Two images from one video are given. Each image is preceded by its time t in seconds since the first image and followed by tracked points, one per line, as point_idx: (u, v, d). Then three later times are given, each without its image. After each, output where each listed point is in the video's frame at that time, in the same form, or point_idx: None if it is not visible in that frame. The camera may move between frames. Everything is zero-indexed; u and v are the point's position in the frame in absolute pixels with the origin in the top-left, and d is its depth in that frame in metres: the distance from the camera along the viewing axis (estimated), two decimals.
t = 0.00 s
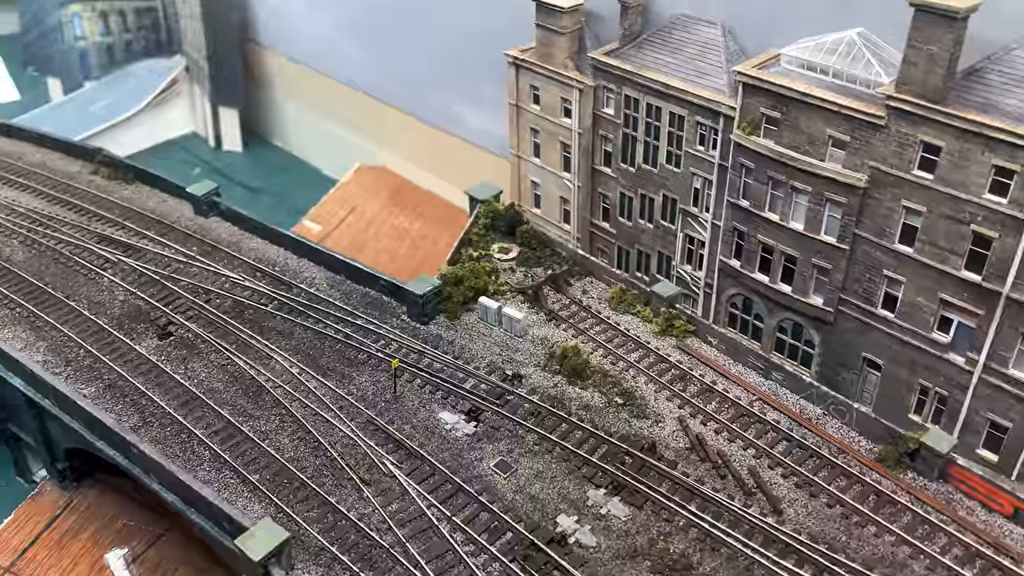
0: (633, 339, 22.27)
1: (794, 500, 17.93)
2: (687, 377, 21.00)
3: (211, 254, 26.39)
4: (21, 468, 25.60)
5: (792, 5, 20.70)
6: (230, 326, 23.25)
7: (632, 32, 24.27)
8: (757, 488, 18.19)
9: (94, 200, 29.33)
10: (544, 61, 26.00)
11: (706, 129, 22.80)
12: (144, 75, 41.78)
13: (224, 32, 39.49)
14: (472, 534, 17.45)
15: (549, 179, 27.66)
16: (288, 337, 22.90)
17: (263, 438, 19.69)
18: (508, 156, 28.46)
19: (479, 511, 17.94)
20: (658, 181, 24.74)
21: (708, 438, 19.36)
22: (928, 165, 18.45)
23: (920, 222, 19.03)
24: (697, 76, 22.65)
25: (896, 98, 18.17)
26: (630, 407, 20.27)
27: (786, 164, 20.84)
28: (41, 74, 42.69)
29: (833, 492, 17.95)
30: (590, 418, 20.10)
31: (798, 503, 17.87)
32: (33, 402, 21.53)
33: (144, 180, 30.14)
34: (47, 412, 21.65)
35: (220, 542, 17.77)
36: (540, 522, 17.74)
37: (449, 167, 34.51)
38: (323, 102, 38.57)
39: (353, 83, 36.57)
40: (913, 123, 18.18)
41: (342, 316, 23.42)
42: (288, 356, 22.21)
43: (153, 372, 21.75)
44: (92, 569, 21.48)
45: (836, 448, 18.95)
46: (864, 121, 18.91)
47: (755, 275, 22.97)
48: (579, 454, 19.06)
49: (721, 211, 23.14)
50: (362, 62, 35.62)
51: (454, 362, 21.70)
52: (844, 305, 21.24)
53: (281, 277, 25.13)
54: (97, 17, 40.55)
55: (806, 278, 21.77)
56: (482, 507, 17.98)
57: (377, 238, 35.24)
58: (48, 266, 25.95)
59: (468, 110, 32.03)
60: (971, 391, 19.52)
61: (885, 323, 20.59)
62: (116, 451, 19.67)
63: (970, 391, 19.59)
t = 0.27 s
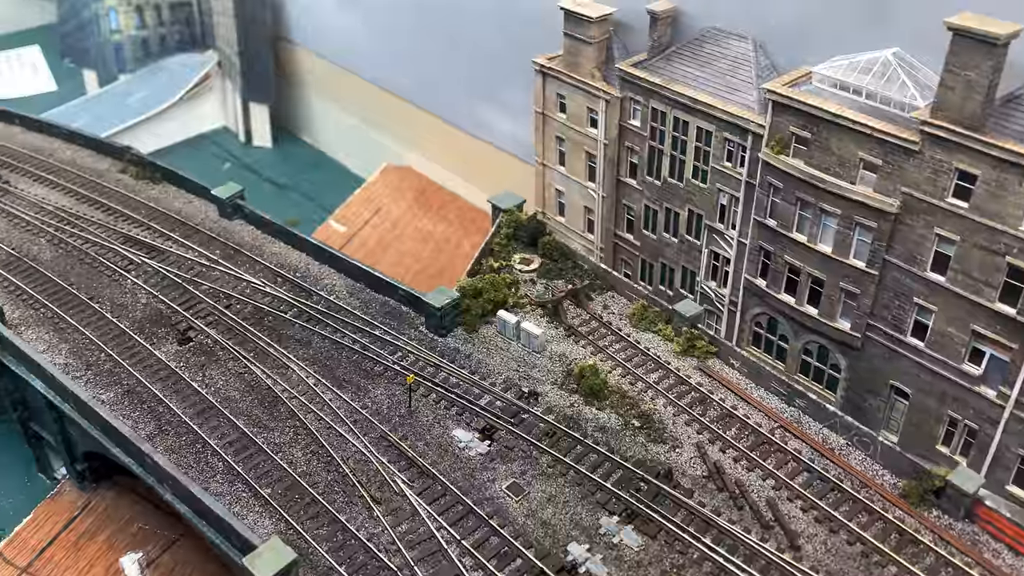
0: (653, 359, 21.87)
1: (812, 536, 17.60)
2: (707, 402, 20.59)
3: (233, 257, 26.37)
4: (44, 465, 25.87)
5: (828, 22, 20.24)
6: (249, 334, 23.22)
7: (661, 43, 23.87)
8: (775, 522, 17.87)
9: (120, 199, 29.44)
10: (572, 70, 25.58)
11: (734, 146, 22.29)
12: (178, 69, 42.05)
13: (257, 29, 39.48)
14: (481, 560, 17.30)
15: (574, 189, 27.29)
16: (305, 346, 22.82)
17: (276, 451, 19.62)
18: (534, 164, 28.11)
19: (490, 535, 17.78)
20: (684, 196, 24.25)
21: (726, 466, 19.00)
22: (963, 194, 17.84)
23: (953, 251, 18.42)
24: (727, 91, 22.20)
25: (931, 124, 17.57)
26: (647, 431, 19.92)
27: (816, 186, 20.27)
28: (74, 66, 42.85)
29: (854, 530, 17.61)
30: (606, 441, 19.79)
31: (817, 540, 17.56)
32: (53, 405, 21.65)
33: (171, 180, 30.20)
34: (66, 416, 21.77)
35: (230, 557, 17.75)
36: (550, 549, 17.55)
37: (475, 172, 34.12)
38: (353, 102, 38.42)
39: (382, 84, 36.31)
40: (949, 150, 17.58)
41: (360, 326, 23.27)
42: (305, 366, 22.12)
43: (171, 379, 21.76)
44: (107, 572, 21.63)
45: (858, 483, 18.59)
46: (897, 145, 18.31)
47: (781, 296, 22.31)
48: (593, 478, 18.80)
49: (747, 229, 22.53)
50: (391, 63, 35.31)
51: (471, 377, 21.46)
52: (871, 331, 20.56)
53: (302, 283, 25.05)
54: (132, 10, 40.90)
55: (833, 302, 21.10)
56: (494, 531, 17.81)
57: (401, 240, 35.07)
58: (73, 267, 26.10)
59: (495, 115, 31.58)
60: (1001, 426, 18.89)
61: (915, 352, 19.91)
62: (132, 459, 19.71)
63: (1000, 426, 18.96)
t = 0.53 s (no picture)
0: (673, 379, 21.16)
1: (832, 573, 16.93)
2: (727, 426, 19.92)
3: (251, 260, 26.12)
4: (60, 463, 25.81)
5: (866, 33, 19.43)
6: (262, 339, 22.92)
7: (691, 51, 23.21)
8: (794, 557, 17.25)
9: (144, 197, 29.36)
10: (599, 77, 24.91)
11: (764, 159, 21.48)
12: (211, 66, 42.23)
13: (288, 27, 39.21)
14: None
15: (599, 198, 26.71)
16: (319, 353, 22.47)
17: (282, 462, 19.26)
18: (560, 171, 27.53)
19: (495, 559, 17.25)
20: (711, 209, 23.48)
21: (745, 494, 18.37)
22: (1004, 218, 16.88)
23: (991, 277, 17.46)
24: (758, 102, 21.39)
25: (973, 144, 16.64)
26: (663, 454, 19.30)
27: (848, 204, 19.38)
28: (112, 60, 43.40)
29: (877, 567, 16.95)
30: (620, 464, 19.19)
31: None
32: (64, 406, 21.52)
33: (194, 179, 30.08)
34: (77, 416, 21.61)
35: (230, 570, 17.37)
36: None
37: (501, 177, 33.58)
38: (383, 103, 38.05)
39: (411, 85, 35.90)
40: (990, 171, 16.63)
41: (374, 335, 22.84)
42: (317, 374, 21.74)
43: (182, 383, 21.50)
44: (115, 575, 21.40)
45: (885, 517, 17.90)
46: (936, 164, 17.39)
47: (809, 316, 21.40)
48: (605, 503, 18.22)
49: (776, 245, 21.68)
50: (421, 64, 34.82)
51: (484, 392, 20.92)
52: (903, 357, 19.61)
53: (318, 288, 24.70)
54: (167, 7, 41.00)
55: (864, 325, 20.14)
56: (500, 555, 17.30)
57: (423, 244, 34.72)
58: (93, 265, 26.00)
59: (523, 120, 30.99)
60: None
61: (949, 381, 18.92)
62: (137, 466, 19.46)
63: None
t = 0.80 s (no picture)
0: (692, 396, 20.30)
1: None
2: (746, 448, 19.08)
3: (267, 260, 25.74)
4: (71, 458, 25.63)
5: (904, 38, 18.50)
6: (272, 342, 22.48)
7: (722, 55, 22.30)
8: None
9: (165, 194, 29.18)
10: (626, 81, 24.09)
11: (794, 170, 20.53)
12: (245, 65, 41.77)
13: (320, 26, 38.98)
14: None
15: (624, 205, 25.97)
16: (328, 357, 21.97)
17: (283, 470, 18.76)
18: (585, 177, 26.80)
19: None
20: (738, 220, 22.55)
21: (761, 522, 17.55)
22: None
23: None
24: (789, 110, 20.46)
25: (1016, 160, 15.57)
26: (677, 476, 18.50)
27: (881, 219, 18.36)
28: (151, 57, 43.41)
29: None
30: (631, 485, 18.41)
31: None
32: (69, 403, 21.28)
33: (216, 177, 29.84)
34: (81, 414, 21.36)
35: None
36: None
37: (526, 182, 32.89)
38: (411, 104, 37.58)
39: (440, 86, 35.38)
40: None
41: (384, 340, 22.27)
42: (324, 379, 21.23)
43: (188, 384, 21.14)
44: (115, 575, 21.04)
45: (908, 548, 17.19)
46: (976, 179, 16.32)
47: (838, 335, 20.39)
48: (613, 525, 17.47)
49: (805, 260, 20.71)
50: (450, 66, 34.28)
51: (494, 403, 20.23)
52: (937, 383, 18.48)
53: (332, 291, 24.21)
54: (203, 4, 40.66)
55: (895, 347, 19.05)
56: None
57: (446, 248, 33.70)
58: (109, 261, 25.84)
59: (549, 124, 30.27)
60: None
61: (985, 410, 17.76)
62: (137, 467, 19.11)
63: None
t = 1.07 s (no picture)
0: (708, 413, 19.43)
1: None
2: (763, 470, 18.20)
3: (283, 258, 25.39)
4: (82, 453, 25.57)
5: (946, 42, 17.49)
6: (281, 342, 22.09)
7: (753, 58, 21.34)
8: None
9: (187, 189, 29.05)
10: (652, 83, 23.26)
11: (824, 180, 19.55)
12: (279, 62, 41.94)
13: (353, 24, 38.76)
14: None
15: (649, 212, 25.13)
16: (336, 360, 21.51)
17: (282, 475, 18.33)
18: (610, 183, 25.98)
19: None
20: (765, 231, 21.61)
21: (775, 549, 16.72)
22: None
23: None
24: (820, 117, 19.50)
25: None
26: (689, 497, 17.71)
27: (913, 234, 17.33)
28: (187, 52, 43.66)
29: None
30: (639, 505, 17.63)
31: None
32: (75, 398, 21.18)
33: (239, 174, 29.65)
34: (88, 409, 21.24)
35: None
36: None
37: (554, 185, 32.20)
38: (443, 104, 37.15)
39: (470, 87, 34.89)
40: None
41: (394, 344, 21.74)
42: (331, 382, 20.76)
43: (194, 382, 20.83)
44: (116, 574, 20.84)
45: None
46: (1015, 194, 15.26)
47: (866, 354, 19.33)
48: (617, 546, 16.74)
49: (833, 275, 19.71)
50: (480, 65, 33.75)
51: (502, 414, 19.57)
52: (969, 409, 17.36)
53: (345, 292, 23.76)
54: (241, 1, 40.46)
55: (926, 369, 17.96)
56: None
57: (469, 250, 32.40)
58: (126, 255, 25.73)
59: (577, 126, 29.57)
60: None
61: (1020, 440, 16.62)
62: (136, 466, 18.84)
63: None
